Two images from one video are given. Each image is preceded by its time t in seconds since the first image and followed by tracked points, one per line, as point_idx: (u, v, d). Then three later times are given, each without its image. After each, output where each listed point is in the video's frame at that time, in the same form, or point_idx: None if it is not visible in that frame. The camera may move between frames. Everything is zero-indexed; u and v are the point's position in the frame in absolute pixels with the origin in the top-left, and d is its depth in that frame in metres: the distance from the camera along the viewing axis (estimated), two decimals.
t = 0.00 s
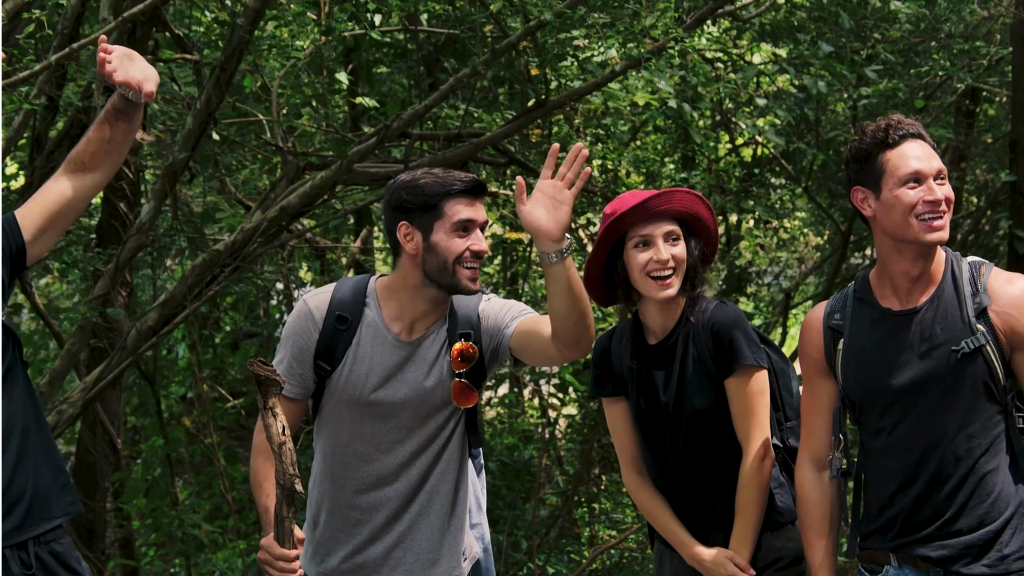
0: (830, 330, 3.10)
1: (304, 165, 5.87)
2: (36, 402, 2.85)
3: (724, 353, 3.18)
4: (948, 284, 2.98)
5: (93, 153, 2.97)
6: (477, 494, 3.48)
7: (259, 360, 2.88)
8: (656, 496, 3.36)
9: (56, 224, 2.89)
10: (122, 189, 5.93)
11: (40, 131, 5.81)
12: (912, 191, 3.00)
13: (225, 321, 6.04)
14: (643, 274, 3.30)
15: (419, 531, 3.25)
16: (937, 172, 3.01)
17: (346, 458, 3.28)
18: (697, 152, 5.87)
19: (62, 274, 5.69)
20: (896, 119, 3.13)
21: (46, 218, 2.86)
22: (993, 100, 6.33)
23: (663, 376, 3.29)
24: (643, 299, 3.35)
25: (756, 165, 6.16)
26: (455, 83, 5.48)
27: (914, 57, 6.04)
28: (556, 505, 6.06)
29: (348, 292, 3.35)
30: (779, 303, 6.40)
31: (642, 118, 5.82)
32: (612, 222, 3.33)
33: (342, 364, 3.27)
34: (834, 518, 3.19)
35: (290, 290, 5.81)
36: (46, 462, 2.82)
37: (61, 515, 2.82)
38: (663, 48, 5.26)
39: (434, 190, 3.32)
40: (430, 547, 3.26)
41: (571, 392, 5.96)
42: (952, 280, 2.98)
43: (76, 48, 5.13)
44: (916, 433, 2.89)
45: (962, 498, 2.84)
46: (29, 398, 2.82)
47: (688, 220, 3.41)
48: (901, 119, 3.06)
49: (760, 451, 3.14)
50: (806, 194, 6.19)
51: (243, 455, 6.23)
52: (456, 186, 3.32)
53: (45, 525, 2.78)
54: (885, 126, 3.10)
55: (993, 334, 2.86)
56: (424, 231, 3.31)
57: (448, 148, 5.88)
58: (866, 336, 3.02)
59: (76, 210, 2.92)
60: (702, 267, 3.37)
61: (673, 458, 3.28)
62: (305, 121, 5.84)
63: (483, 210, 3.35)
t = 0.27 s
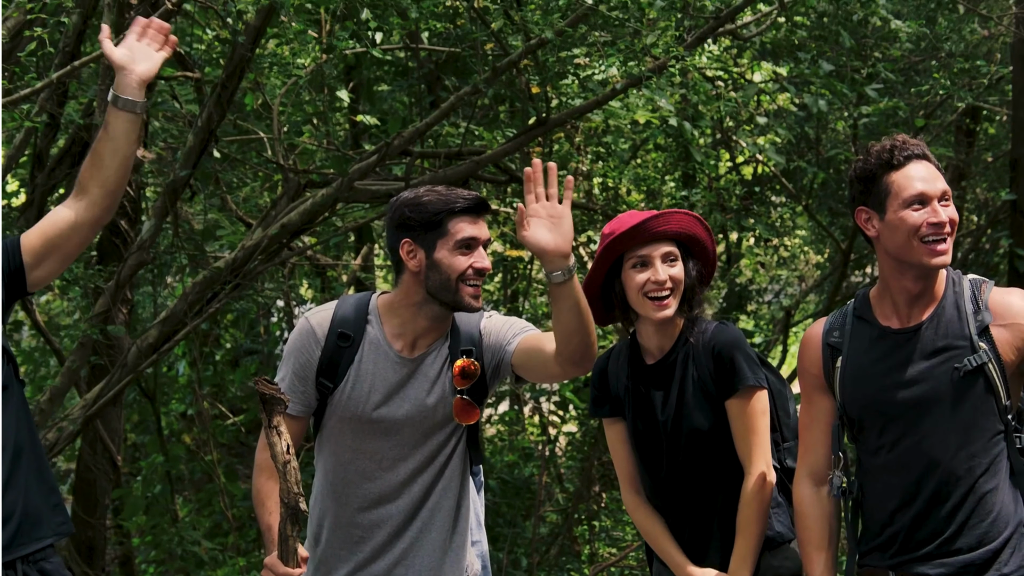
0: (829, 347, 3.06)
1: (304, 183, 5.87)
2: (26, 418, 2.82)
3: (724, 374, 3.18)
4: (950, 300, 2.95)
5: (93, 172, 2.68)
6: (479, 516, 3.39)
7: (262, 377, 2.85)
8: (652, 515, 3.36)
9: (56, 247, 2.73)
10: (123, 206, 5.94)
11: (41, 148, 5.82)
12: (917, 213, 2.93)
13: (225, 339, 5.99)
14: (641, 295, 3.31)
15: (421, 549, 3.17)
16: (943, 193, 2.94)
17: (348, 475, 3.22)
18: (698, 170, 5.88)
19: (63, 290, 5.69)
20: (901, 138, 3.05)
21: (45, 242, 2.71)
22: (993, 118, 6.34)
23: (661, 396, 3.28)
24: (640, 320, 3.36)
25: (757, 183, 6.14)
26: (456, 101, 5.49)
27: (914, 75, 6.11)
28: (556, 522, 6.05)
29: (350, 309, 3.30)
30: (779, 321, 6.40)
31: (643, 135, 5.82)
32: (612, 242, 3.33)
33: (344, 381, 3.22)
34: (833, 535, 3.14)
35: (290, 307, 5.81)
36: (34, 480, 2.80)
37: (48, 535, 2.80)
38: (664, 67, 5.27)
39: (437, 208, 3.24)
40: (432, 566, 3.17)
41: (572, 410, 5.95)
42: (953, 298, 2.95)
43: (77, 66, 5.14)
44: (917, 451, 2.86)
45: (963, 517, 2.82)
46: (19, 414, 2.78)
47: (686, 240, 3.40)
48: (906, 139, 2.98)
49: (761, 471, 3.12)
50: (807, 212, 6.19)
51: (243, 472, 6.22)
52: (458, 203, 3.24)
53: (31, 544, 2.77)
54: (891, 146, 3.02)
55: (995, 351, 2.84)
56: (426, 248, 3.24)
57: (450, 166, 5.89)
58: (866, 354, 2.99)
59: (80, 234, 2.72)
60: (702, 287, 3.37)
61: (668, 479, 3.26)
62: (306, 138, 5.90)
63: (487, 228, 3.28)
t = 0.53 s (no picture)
0: (834, 359, 3.00)
1: (305, 193, 5.88)
2: (24, 422, 2.66)
3: (723, 387, 3.18)
4: (953, 308, 2.89)
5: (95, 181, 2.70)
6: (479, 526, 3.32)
7: (262, 387, 2.81)
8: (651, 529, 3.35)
9: (53, 256, 2.67)
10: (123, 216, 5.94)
11: (42, 158, 5.82)
12: (919, 233, 2.90)
13: (226, 348, 6.05)
14: (638, 308, 3.32)
15: (423, 560, 3.11)
16: (943, 212, 2.92)
17: (348, 486, 3.15)
18: (698, 181, 5.88)
19: (63, 300, 5.68)
20: (900, 156, 3.02)
21: (46, 250, 2.66)
22: (993, 128, 6.35)
23: (659, 409, 3.26)
24: (637, 333, 3.36)
25: (757, 194, 6.12)
26: (457, 111, 5.50)
27: (914, 86, 6.12)
28: (556, 532, 6.06)
29: (351, 319, 3.23)
30: (779, 331, 6.40)
31: (644, 146, 5.85)
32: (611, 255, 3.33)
33: (345, 391, 3.16)
34: (830, 544, 3.10)
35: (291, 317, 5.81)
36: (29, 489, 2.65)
37: (44, 548, 2.65)
38: (665, 78, 5.27)
39: (438, 218, 3.20)
40: None
41: (572, 420, 5.94)
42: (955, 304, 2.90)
43: (78, 76, 5.14)
44: (922, 459, 2.80)
45: (966, 522, 2.75)
46: (16, 419, 2.63)
47: (683, 253, 3.41)
48: (904, 158, 2.96)
49: (760, 484, 3.11)
50: (807, 222, 6.19)
51: (243, 482, 6.22)
52: (459, 213, 3.21)
53: (25, 556, 2.62)
54: (891, 165, 2.99)
55: (997, 354, 2.79)
56: (427, 258, 3.19)
57: (450, 176, 5.89)
58: (871, 366, 2.93)
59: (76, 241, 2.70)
60: (699, 299, 3.40)
61: (666, 492, 3.25)
62: (307, 147, 5.91)
63: (488, 238, 3.24)
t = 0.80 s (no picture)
0: (837, 369, 2.97)
1: (306, 199, 5.88)
2: (20, 426, 2.64)
3: (725, 394, 3.17)
4: (953, 312, 2.87)
5: (101, 191, 2.68)
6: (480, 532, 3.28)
7: (259, 393, 2.82)
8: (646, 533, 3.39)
9: (60, 267, 2.67)
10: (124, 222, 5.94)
11: (42, 163, 5.83)
12: (914, 250, 2.87)
13: (227, 353, 6.05)
14: (637, 316, 3.30)
15: (424, 566, 3.06)
16: (937, 226, 2.89)
17: (348, 492, 3.10)
18: (699, 187, 5.88)
19: (64, 305, 5.68)
20: (890, 172, 3.01)
21: (46, 264, 2.65)
22: (994, 134, 6.35)
23: (657, 415, 3.25)
24: (634, 339, 3.35)
25: (758, 201, 6.18)
26: (457, 117, 5.50)
27: (915, 93, 6.11)
28: (556, 538, 6.08)
29: (352, 325, 3.19)
30: (780, 337, 6.41)
31: (646, 151, 5.78)
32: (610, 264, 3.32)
33: (346, 397, 3.09)
34: (833, 553, 3.06)
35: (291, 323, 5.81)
36: (25, 494, 2.62)
37: (40, 554, 2.62)
38: (666, 84, 5.26)
39: (440, 224, 3.13)
40: None
41: (572, 426, 5.94)
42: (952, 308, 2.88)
43: (79, 82, 5.14)
44: (925, 463, 2.77)
45: (972, 524, 2.72)
46: (12, 422, 2.61)
47: (680, 261, 3.42)
48: (895, 176, 2.95)
49: (763, 488, 3.11)
50: (807, 228, 6.19)
51: (243, 487, 6.23)
52: (461, 220, 3.13)
53: (21, 562, 2.58)
54: (881, 184, 2.98)
55: (996, 353, 2.77)
56: (429, 265, 3.12)
57: (451, 182, 5.89)
58: (874, 374, 2.90)
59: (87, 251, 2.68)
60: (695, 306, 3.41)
61: (664, 498, 3.24)
62: (308, 155, 5.77)
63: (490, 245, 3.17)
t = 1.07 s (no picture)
0: (836, 377, 2.97)
1: (306, 203, 5.88)
2: (20, 428, 2.59)
3: (728, 397, 3.17)
4: (947, 316, 2.87)
5: (98, 193, 2.57)
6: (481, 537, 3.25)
7: (256, 398, 2.86)
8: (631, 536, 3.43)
9: (66, 267, 2.61)
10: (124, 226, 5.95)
11: (43, 167, 5.82)
12: (904, 258, 2.87)
13: (227, 357, 6.05)
14: (637, 320, 3.29)
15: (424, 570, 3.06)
16: (926, 233, 2.89)
17: (348, 496, 3.10)
18: (699, 191, 5.89)
19: (64, 309, 5.68)
20: (880, 179, 3.00)
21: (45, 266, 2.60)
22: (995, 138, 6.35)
23: (656, 416, 3.23)
24: (631, 344, 3.32)
25: (758, 204, 6.15)
26: (458, 121, 5.51)
27: (915, 97, 6.04)
28: (557, 542, 6.08)
29: (352, 328, 3.17)
30: (780, 341, 6.41)
31: (645, 155, 5.88)
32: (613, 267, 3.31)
33: (346, 401, 3.09)
34: (840, 559, 3.09)
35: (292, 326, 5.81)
36: (23, 497, 2.56)
37: (36, 557, 2.56)
38: (666, 88, 5.26)
39: (438, 229, 3.10)
40: None
41: (573, 430, 5.94)
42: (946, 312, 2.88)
43: (79, 86, 5.14)
44: (926, 468, 2.77)
45: (973, 528, 2.71)
46: (10, 424, 2.56)
47: (679, 265, 3.40)
48: (882, 184, 2.94)
49: (771, 487, 3.11)
50: (807, 232, 6.19)
51: (243, 491, 6.23)
52: (461, 226, 3.10)
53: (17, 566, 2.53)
54: (869, 192, 2.97)
55: (991, 354, 2.77)
56: (428, 270, 3.10)
57: (451, 185, 5.89)
58: (872, 381, 2.90)
59: (91, 251, 2.61)
60: (692, 309, 3.40)
61: (663, 501, 3.21)
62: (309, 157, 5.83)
63: (489, 250, 3.15)
